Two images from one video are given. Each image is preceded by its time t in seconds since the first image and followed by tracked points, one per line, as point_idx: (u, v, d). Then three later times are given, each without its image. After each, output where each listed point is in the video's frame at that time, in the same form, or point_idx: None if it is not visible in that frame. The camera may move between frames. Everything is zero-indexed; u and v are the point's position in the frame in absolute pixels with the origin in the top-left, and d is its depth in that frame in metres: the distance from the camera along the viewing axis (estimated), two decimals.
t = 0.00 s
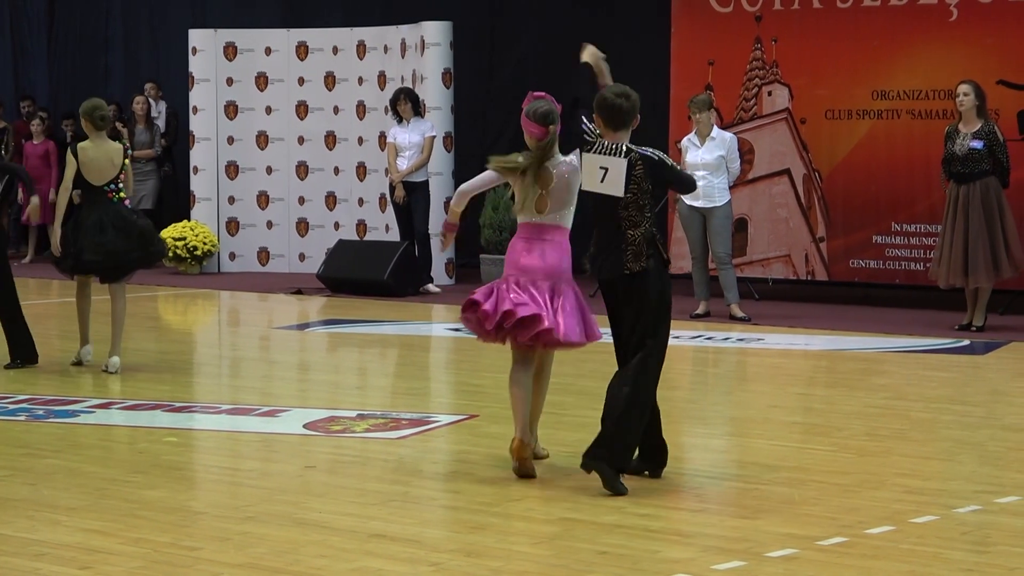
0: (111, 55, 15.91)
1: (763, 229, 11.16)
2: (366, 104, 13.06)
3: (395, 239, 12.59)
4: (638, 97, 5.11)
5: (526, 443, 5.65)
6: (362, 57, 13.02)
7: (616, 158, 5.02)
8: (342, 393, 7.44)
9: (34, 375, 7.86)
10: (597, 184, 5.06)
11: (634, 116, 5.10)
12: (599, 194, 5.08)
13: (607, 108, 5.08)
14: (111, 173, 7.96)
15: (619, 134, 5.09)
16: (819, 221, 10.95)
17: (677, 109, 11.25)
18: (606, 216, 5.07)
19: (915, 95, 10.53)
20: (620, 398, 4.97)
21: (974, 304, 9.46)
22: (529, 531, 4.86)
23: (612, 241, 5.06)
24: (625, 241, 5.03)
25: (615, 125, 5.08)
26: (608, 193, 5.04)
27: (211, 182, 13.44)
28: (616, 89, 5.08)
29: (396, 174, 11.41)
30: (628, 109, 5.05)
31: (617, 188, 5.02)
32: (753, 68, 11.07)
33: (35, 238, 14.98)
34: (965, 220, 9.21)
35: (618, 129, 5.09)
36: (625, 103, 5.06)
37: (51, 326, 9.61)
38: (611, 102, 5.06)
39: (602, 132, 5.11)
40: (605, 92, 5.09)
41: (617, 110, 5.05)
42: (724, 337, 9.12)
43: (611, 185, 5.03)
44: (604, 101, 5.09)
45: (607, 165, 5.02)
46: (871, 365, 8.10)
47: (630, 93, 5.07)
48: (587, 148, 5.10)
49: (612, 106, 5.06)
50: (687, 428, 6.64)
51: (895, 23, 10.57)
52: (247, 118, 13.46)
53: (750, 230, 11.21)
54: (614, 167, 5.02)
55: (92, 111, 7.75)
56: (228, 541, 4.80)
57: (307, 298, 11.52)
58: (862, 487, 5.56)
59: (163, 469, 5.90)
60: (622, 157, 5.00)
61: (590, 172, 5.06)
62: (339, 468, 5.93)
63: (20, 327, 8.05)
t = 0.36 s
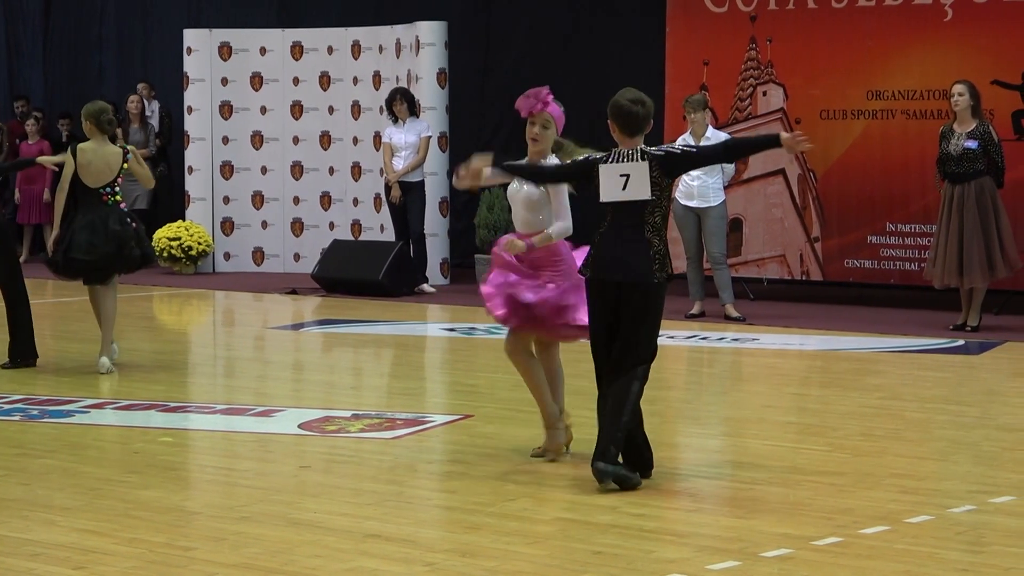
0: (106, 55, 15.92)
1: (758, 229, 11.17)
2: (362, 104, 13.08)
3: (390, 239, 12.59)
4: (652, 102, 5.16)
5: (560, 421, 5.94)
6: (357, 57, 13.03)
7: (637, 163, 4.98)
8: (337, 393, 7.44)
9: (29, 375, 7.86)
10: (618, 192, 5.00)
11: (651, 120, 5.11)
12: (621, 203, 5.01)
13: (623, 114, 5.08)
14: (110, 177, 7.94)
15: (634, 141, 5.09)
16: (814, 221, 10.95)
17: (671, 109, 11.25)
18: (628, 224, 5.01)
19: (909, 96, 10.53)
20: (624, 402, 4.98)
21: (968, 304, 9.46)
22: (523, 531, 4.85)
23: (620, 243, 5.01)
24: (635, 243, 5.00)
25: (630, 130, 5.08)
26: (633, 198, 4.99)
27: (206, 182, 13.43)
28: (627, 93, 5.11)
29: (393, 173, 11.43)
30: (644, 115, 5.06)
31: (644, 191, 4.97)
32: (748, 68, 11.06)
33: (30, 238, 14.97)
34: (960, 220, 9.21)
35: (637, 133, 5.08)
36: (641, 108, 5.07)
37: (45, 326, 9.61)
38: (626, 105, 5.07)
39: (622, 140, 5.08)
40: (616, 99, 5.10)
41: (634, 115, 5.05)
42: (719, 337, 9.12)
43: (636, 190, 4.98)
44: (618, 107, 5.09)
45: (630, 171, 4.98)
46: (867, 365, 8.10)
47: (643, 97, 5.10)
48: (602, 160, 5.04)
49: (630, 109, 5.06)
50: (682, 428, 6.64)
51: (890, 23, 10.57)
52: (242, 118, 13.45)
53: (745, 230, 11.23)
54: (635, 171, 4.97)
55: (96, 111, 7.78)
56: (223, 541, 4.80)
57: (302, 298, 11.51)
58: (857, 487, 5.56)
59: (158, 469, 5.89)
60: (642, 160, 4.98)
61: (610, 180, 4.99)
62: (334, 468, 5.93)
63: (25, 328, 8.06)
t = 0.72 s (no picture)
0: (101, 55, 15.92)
1: (753, 229, 11.18)
2: (357, 104, 13.05)
3: (386, 238, 12.59)
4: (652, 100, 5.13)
5: (557, 434, 6.10)
6: (352, 56, 13.02)
7: (639, 167, 4.96)
8: (333, 393, 7.43)
9: (23, 374, 7.86)
10: (622, 197, 4.97)
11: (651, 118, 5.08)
12: (626, 208, 4.99)
13: (625, 113, 5.04)
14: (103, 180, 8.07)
15: (632, 140, 5.05)
16: (810, 221, 10.96)
17: (667, 108, 11.26)
18: (636, 229, 4.98)
19: (905, 95, 10.53)
20: (643, 416, 4.98)
21: (964, 304, 9.46)
22: (519, 531, 4.85)
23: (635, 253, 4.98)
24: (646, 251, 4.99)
25: (631, 129, 5.04)
26: (638, 203, 4.97)
27: (201, 182, 13.43)
28: (627, 91, 5.06)
29: (390, 173, 11.43)
30: (646, 114, 5.02)
31: (651, 194, 4.97)
32: (743, 67, 11.07)
33: (25, 238, 14.96)
34: (954, 219, 9.20)
35: (637, 132, 5.05)
36: (643, 107, 5.03)
37: (40, 326, 9.60)
38: (628, 104, 5.02)
39: (623, 139, 5.04)
40: (617, 97, 5.05)
41: (638, 113, 5.02)
42: (714, 336, 9.11)
43: (641, 194, 4.96)
44: (620, 105, 5.04)
45: (633, 174, 4.95)
46: (863, 365, 8.10)
47: (644, 94, 5.06)
48: (603, 166, 5.00)
49: (633, 108, 5.02)
50: (678, 428, 6.64)
51: (885, 24, 10.58)
52: (237, 118, 13.47)
53: (741, 229, 11.23)
54: (640, 175, 4.96)
55: (88, 107, 7.93)
56: (219, 540, 4.80)
57: (297, 298, 11.49)
58: (853, 487, 5.55)
59: (154, 469, 5.89)
60: (645, 163, 4.96)
61: (614, 186, 4.96)
62: (330, 468, 5.92)
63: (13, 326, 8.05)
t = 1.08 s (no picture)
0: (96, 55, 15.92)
1: (749, 228, 11.18)
2: (352, 103, 13.07)
3: (383, 238, 12.60)
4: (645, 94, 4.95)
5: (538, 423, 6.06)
6: (348, 56, 13.04)
7: (647, 163, 4.80)
8: (328, 392, 7.43)
9: (18, 374, 7.85)
10: (627, 191, 4.77)
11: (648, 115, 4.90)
12: (630, 204, 4.78)
13: (622, 110, 4.85)
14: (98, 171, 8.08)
15: (629, 138, 4.86)
16: (805, 220, 10.97)
17: (662, 108, 11.26)
18: (640, 228, 4.78)
19: (901, 95, 10.55)
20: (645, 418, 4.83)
21: (959, 303, 9.47)
22: (515, 530, 4.85)
23: (634, 249, 4.77)
24: (647, 246, 4.79)
25: (628, 126, 4.85)
26: (641, 200, 4.78)
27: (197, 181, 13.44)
28: (623, 87, 4.87)
29: (385, 173, 11.42)
30: (644, 111, 4.84)
31: (654, 191, 4.80)
32: (739, 67, 11.08)
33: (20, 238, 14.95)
34: (949, 217, 9.22)
35: (634, 130, 4.87)
36: (641, 104, 4.84)
37: (35, 325, 9.59)
38: (627, 100, 4.83)
39: (621, 137, 4.85)
40: (613, 94, 4.86)
41: (636, 110, 4.83)
42: (710, 336, 9.11)
43: (647, 192, 4.79)
44: (616, 102, 4.85)
45: (640, 170, 4.78)
46: (859, 364, 8.10)
47: (640, 90, 4.87)
48: (610, 157, 4.80)
49: (632, 106, 4.83)
50: (674, 427, 6.63)
51: (881, 23, 10.58)
52: (233, 117, 13.44)
53: (736, 229, 11.23)
54: (644, 171, 4.80)
55: (67, 103, 7.97)
56: (214, 540, 4.80)
57: (294, 298, 11.46)
58: (849, 486, 5.56)
59: (149, 468, 5.89)
60: (653, 160, 4.81)
61: (621, 179, 4.76)
62: (326, 467, 5.92)
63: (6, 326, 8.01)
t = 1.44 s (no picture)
0: (91, 55, 15.92)
1: (743, 228, 11.18)
2: (347, 102, 13.09)
3: (378, 237, 12.59)
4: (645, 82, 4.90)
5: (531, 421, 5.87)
6: (343, 55, 13.05)
7: (652, 159, 4.81)
8: (323, 392, 7.42)
9: (11, 374, 7.83)
10: (635, 187, 4.76)
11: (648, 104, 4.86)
12: (636, 199, 4.78)
13: (622, 102, 4.81)
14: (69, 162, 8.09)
15: (629, 130, 4.84)
16: (800, 220, 10.97)
17: (657, 107, 11.26)
18: (645, 226, 4.78)
19: (895, 94, 10.55)
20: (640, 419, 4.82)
21: (953, 302, 9.47)
22: (510, 530, 4.85)
23: (639, 250, 4.76)
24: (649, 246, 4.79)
25: (628, 118, 4.82)
26: (647, 196, 4.80)
27: (191, 180, 13.43)
28: (621, 79, 4.82)
29: (380, 172, 11.47)
30: (643, 102, 4.80)
31: (658, 187, 4.82)
32: (733, 66, 11.08)
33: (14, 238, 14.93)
34: (944, 216, 9.22)
35: (635, 121, 4.84)
36: (640, 95, 4.80)
37: (29, 325, 9.57)
38: (626, 92, 4.79)
39: (621, 130, 4.83)
40: (610, 86, 4.82)
41: (634, 102, 4.79)
42: (705, 336, 9.11)
43: (655, 186, 4.81)
44: (616, 94, 4.81)
45: (647, 165, 4.77)
46: (854, 364, 8.11)
47: (639, 81, 4.83)
48: (621, 150, 4.76)
49: (631, 98, 4.79)
50: (669, 427, 6.63)
51: (875, 23, 10.59)
52: (228, 117, 13.46)
53: (731, 228, 11.23)
54: (652, 166, 4.81)
55: (47, 103, 7.96)
56: (209, 539, 4.80)
57: (288, 297, 11.43)
58: (843, 486, 5.56)
59: (144, 468, 5.89)
60: (657, 156, 4.82)
61: (630, 174, 4.74)
62: (321, 467, 5.92)
63: None
